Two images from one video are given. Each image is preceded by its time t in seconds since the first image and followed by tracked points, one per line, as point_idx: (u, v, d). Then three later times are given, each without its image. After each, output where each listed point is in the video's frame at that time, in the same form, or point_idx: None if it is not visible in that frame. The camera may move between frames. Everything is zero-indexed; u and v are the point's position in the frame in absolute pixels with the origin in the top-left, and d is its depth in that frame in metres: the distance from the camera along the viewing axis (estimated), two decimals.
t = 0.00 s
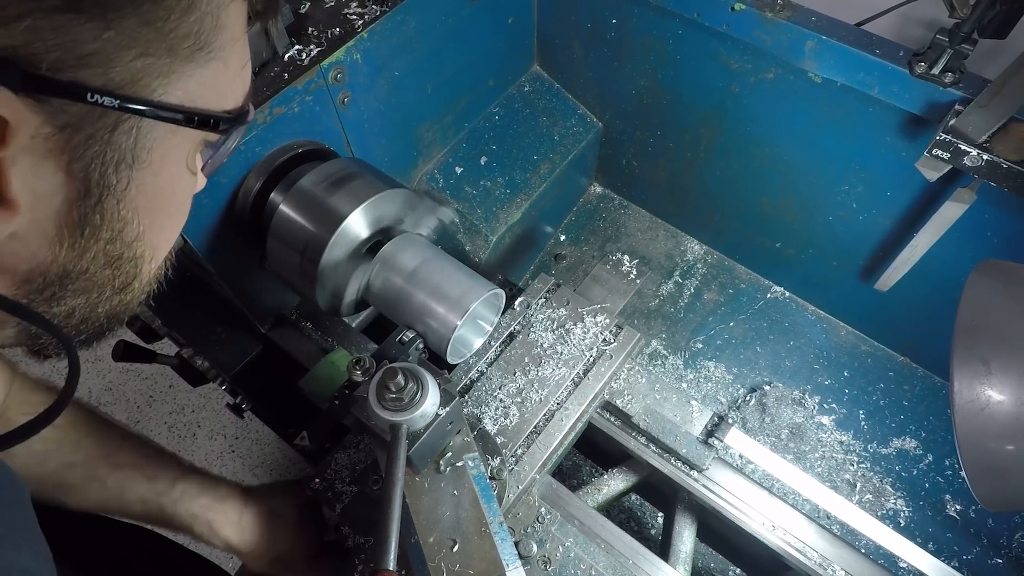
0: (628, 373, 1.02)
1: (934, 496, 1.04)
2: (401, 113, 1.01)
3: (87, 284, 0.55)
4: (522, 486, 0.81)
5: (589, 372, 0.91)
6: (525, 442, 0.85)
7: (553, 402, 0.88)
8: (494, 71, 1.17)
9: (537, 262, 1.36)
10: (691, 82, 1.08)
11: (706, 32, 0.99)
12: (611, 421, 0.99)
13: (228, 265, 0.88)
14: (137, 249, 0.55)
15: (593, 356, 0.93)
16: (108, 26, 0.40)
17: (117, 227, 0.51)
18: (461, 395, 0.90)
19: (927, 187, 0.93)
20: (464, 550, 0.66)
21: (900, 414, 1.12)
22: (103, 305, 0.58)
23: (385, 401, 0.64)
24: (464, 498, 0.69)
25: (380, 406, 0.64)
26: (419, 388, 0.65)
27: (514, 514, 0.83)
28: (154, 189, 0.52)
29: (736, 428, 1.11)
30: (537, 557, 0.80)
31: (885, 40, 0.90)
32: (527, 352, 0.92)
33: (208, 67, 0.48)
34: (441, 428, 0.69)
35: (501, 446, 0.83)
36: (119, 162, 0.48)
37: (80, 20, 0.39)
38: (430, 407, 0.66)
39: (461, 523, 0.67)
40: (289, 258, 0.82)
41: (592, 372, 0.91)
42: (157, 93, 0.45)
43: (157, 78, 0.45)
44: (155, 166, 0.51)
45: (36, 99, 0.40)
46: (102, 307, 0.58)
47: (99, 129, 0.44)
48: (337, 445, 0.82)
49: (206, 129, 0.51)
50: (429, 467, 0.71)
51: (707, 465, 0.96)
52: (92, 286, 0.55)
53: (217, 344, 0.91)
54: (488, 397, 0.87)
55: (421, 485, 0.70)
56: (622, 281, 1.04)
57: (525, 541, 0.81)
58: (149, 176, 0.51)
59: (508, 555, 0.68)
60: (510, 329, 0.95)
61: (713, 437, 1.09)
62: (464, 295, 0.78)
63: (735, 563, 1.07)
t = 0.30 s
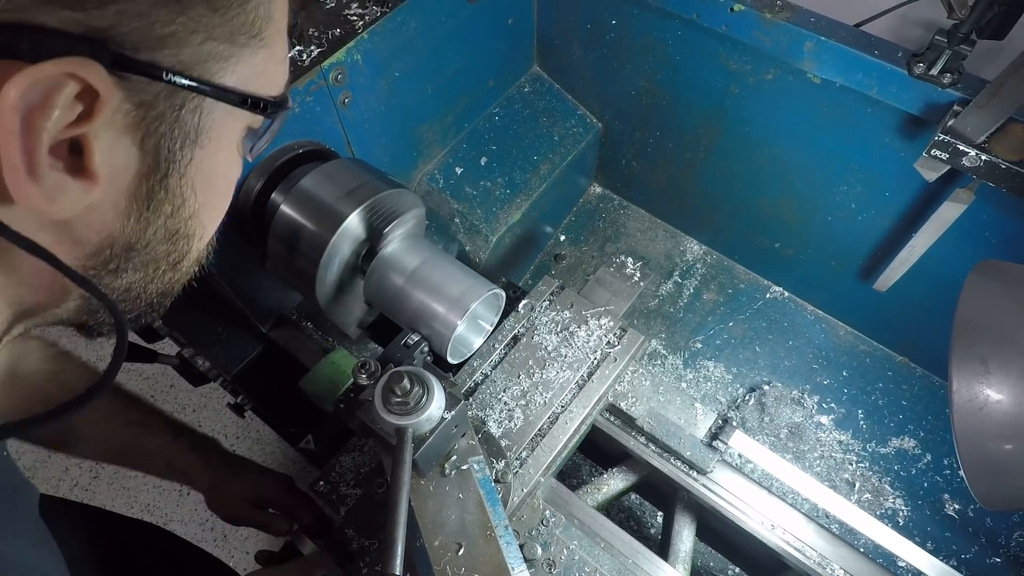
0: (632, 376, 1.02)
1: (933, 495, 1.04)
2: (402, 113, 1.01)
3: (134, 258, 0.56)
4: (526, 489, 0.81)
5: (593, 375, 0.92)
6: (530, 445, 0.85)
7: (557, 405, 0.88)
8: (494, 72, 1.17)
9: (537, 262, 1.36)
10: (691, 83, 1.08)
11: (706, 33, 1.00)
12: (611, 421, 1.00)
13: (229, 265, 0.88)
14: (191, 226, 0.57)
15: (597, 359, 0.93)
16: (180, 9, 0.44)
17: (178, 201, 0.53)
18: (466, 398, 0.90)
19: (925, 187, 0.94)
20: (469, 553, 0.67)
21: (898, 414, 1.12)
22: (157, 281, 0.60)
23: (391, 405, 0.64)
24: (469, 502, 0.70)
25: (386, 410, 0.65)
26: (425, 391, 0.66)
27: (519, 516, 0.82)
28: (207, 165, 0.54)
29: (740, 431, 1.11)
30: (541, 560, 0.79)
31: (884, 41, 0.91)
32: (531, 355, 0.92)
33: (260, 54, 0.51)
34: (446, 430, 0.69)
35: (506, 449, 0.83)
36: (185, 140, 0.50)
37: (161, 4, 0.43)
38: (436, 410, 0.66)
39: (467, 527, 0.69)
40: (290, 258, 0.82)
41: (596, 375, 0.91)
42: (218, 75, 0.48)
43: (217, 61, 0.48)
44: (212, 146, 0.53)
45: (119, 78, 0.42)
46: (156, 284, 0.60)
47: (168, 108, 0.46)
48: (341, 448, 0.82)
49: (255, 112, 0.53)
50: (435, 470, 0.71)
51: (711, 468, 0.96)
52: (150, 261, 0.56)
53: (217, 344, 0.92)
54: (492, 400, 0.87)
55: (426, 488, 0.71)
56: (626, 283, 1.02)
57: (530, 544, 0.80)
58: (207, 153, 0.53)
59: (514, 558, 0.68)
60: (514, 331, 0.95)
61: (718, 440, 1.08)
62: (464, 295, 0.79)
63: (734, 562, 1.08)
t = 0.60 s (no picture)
0: (636, 377, 1.01)
1: (931, 495, 1.05)
2: (403, 114, 1.02)
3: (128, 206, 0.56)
4: (530, 491, 0.81)
5: (597, 377, 0.92)
6: (534, 447, 0.85)
7: (561, 407, 0.88)
8: (494, 73, 1.17)
9: (537, 262, 1.36)
10: (690, 83, 1.09)
11: (705, 34, 1.00)
12: (611, 421, 1.00)
13: (230, 263, 0.87)
14: (183, 176, 0.57)
15: (600, 361, 0.93)
16: None
17: (168, 146, 0.54)
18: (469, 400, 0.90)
19: (924, 187, 0.94)
20: (474, 556, 0.67)
21: (897, 413, 1.12)
22: (154, 233, 0.60)
23: (396, 408, 0.65)
24: (474, 504, 0.70)
25: (390, 413, 0.65)
26: (430, 394, 0.66)
27: (522, 519, 0.84)
28: (198, 109, 0.54)
29: (743, 433, 1.10)
30: (545, 561, 0.80)
31: (883, 42, 0.91)
32: (535, 357, 0.92)
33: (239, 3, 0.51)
34: (450, 433, 0.70)
35: (510, 451, 0.83)
36: (172, 82, 0.50)
37: None
38: (440, 413, 0.66)
39: (471, 530, 0.69)
40: (291, 258, 0.82)
41: (600, 377, 0.91)
42: (200, 18, 0.49)
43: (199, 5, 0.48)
44: (201, 90, 0.53)
45: (105, 10, 0.43)
46: (155, 235, 0.61)
47: (155, 46, 0.47)
48: (344, 450, 0.83)
49: (240, 61, 0.54)
50: (439, 473, 0.72)
51: (714, 470, 0.96)
52: (143, 211, 0.57)
53: (219, 344, 0.93)
54: (496, 402, 0.88)
55: (431, 491, 0.71)
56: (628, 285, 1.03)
57: (533, 546, 0.82)
58: (196, 96, 0.53)
59: (518, 561, 0.68)
60: (517, 333, 0.95)
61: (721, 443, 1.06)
62: (464, 295, 0.79)
63: (733, 561, 1.08)
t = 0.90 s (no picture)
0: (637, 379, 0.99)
1: (930, 494, 1.05)
2: (404, 115, 1.02)
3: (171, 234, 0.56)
4: (534, 493, 0.82)
5: (600, 379, 0.92)
6: (537, 449, 0.86)
7: (564, 409, 0.88)
8: (495, 74, 1.18)
9: (537, 262, 1.37)
10: (690, 84, 1.09)
11: (705, 35, 1.00)
12: (611, 421, 1.00)
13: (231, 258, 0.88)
14: (226, 202, 0.57)
15: (604, 363, 0.93)
16: None
17: (216, 177, 0.53)
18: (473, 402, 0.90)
19: (923, 188, 0.94)
20: (479, 558, 0.68)
21: (896, 413, 1.13)
22: (193, 255, 0.61)
23: (400, 411, 0.66)
24: (478, 507, 0.71)
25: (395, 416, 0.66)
26: (434, 397, 0.67)
27: (526, 521, 0.84)
28: (246, 139, 0.53)
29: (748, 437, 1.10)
30: (549, 563, 0.81)
31: (881, 43, 0.91)
32: (538, 359, 0.93)
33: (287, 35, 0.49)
34: (454, 436, 0.70)
35: (514, 453, 0.84)
36: (225, 115, 0.49)
37: None
38: (444, 416, 0.67)
39: (475, 532, 0.69)
40: (292, 259, 0.83)
41: (603, 379, 0.92)
42: (251, 50, 0.47)
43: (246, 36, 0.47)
44: (250, 120, 0.52)
45: (165, 50, 0.41)
46: (194, 257, 0.61)
47: (210, 83, 0.45)
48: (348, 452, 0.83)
49: (286, 92, 0.52)
50: (443, 476, 0.73)
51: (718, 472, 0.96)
52: (186, 236, 0.57)
53: (221, 344, 0.94)
54: (500, 404, 0.88)
55: (435, 493, 0.72)
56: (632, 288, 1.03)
57: (537, 548, 0.82)
58: (245, 127, 0.52)
59: (522, 563, 0.69)
60: (521, 335, 0.96)
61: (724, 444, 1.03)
62: (464, 295, 0.79)
63: (732, 560, 1.09)
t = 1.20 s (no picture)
0: (641, 382, 1.02)
1: (929, 494, 1.05)
2: (404, 116, 1.03)
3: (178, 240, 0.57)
4: (537, 495, 0.82)
5: (603, 381, 0.92)
6: (540, 451, 0.86)
7: (567, 411, 0.89)
8: (495, 74, 1.18)
9: (537, 262, 1.37)
10: (689, 85, 1.09)
11: (704, 36, 1.01)
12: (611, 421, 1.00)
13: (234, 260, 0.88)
14: (226, 211, 0.57)
15: (607, 365, 0.94)
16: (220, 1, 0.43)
17: (215, 186, 0.53)
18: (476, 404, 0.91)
19: (921, 188, 0.95)
20: (482, 560, 0.68)
21: (895, 412, 1.13)
22: (193, 264, 0.61)
23: (404, 413, 0.66)
24: (481, 509, 0.71)
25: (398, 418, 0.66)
26: (438, 399, 0.67)
27: (529, 522, 0.84)
28: (246, 150, 0.53)
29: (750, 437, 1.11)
30: (553, 565, 0.81)
31: (880, 43, 0.92)
32: (541, 361, 0.93)
33: (290, 45, 0.49)
34: (457, 438, 0.71)
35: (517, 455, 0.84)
36: (224, 126, 0.49)
37: None
38: (448, 418, 0.67)
39: (479, 535, 0.69)
40: (293, 259, 0.83)
41: (606, 381, 0.92)
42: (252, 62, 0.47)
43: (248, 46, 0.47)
44: (250, 131, 0.53)
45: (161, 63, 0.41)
46: (194, 266, 0.61)
47: (208, 94, 0.46)
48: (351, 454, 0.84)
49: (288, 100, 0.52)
50: (447, 478, 0.73)
51: (720, 474, 0.96)
52: (186, 245, 0.57)
53: (222, 344, 0.94)
54: (503, 406, 0.88)
55: (439, 495, 0.72)
56: (634, 289, 1.03)
57: (540, 550, 0.82)
58: (245, 137, 0.52)
59: (525, 565, 0.69)
60: (523, 336, 0.96)
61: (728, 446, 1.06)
62: (464, 295, 0.80)
63: (732, 559, 1.09)
